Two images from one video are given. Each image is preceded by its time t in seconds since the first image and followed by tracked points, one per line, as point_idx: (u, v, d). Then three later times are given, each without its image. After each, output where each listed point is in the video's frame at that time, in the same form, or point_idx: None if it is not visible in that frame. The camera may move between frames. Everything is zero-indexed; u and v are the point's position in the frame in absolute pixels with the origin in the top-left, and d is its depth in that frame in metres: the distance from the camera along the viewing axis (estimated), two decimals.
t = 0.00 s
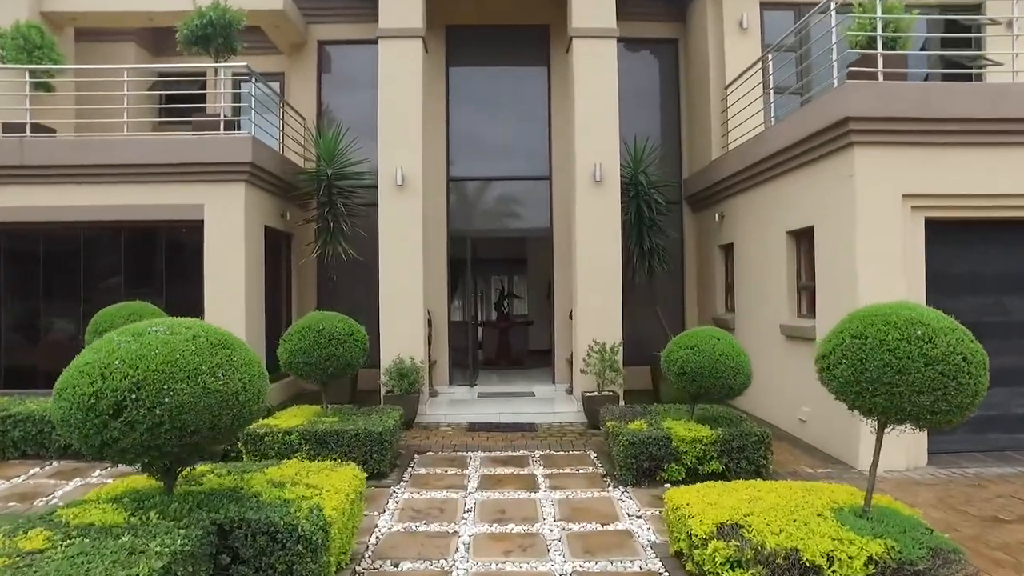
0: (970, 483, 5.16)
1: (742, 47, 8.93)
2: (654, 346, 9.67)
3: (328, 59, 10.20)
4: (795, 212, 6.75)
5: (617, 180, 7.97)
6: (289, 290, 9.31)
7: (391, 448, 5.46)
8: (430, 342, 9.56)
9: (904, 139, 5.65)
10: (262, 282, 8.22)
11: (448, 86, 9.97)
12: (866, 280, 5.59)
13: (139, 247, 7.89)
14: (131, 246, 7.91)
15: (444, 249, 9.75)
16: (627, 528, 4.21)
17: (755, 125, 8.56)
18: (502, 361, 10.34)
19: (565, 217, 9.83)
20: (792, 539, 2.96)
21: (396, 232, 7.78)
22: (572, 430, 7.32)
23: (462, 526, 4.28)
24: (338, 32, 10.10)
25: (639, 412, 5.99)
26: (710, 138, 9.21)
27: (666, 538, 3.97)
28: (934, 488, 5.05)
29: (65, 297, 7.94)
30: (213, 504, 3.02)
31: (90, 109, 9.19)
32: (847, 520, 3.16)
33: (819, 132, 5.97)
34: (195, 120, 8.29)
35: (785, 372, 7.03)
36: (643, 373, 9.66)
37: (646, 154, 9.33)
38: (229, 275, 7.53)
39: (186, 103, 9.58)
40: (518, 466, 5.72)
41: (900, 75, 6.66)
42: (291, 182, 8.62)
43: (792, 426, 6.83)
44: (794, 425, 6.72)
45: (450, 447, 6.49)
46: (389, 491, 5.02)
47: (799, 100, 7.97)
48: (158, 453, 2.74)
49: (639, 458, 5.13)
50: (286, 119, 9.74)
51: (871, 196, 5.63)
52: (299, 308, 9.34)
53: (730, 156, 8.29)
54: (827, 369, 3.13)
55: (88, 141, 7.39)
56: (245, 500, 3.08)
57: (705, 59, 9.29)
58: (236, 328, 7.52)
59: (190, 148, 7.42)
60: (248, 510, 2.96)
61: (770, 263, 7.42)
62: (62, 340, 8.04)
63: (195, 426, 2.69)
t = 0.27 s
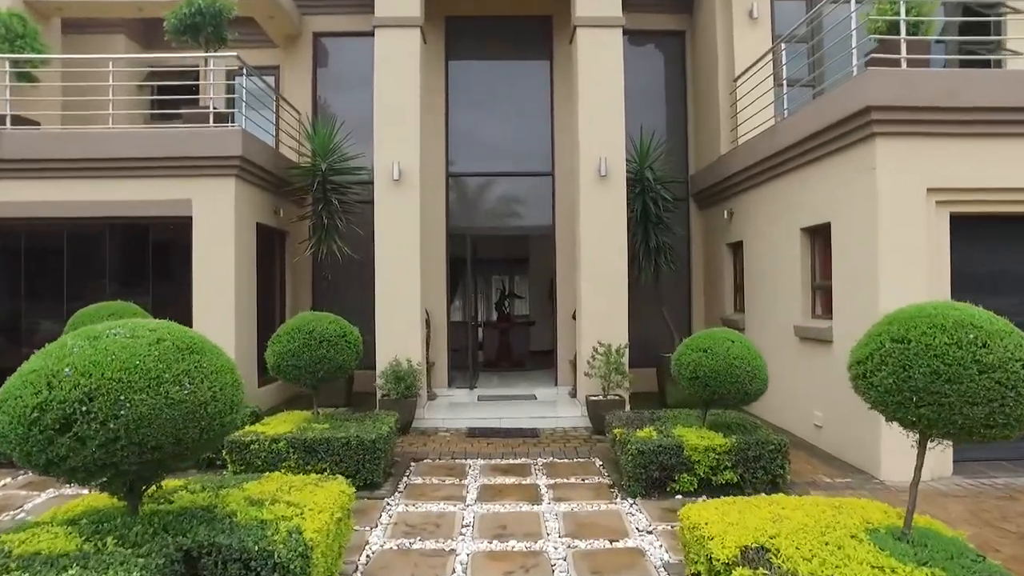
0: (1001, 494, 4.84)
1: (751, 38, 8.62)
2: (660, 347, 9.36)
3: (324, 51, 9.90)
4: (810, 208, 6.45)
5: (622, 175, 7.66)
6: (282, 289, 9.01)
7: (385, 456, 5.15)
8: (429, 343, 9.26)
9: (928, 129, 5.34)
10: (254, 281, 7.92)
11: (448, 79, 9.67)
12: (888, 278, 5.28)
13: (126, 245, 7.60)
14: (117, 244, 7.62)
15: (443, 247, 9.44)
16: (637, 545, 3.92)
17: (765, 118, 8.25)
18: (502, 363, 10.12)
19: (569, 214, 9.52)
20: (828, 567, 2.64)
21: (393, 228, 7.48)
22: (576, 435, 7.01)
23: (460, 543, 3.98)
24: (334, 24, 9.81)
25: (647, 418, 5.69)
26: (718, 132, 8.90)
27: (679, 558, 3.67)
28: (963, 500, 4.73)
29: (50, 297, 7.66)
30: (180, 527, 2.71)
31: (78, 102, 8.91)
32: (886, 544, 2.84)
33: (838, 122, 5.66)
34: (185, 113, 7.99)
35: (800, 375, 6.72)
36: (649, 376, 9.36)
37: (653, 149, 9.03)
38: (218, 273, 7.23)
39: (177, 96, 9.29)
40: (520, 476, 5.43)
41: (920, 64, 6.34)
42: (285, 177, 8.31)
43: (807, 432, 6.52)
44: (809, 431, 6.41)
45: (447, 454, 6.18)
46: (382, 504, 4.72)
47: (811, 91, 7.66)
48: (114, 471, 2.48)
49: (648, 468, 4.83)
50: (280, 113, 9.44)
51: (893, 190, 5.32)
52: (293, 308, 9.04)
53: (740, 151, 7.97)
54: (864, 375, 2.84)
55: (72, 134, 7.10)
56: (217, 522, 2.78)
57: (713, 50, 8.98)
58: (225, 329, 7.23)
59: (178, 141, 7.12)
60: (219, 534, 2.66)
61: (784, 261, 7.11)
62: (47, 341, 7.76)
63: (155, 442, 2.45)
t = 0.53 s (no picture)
0: None
1: (761, 27, 8.30)
2: (666, 349, 9.05)
3: (318, 43, 9.58)
4: (826, 202, 6.12)
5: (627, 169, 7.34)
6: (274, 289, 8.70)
7: (378, 466, 4.84)
8: (426, 344, 8.94)
9: (956, 116, 5.01)
10: (244, 280, 7.60)
11: (446, 71, 9.35)
12: (914, 277, 4.95)
13: (110, 243, 7.29)
14: (101, 242, 7.31)
15: (442, 245, 9.13)
16: (649, 566, 3.62)
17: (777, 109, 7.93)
18: (503, 365, 10.37)
19: (572, 210, 9.20)
20: None
21: (388, 225, 7.16)
22: (580, 442, 6.70)
23: (456, 564, 3.66)
24: (328, 14, 9.49)
25: (655, 425, 5.36)
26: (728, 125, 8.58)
27: None
28: (997, 514, 4.40)
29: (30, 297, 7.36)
30: (135, 557, 2.41)
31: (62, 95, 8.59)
32: None
33: (858, 110, 5.32)
34: (172, 105, 7.67)
35: (814, 379, 6.41)
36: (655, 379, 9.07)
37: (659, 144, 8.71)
38: (207, 272, 6.94)
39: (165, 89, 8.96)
40: (521, 487, 5.13)
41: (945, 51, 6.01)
42: (276, 172, 8.00)
43: (823, 438, 6.21)
44: (826, 438, 6.08)
45: (444, 463, 5.87)
46: (375, 519, 4.41)
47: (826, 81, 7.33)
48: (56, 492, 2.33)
49: (659, 480, 4.50)
50: (273, 107, 9.13)
51: (919, 183, 4.99)
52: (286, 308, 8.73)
53: (750, 144, 7.65)
54: (910, 384, 2.76)
55: (51, 125, 6.78)
56: (178, 551, 2.47)
57: (722, 40, 8.64)
58: (214, 330, 6.92)
59: (162, 134, 6.81)
60: (177, 565, 2.37)
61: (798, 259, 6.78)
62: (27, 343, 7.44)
63: (98, 459, 2.32)
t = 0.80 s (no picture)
0: None
1: (772, 17, 7.99)
2: (673, 351, 8.74)
3: (313, 35, 9.28)
4: (845, 198, 5.80)
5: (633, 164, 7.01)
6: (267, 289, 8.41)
7: (370, 478, 4.53)
8: (424, 346, 8.63)
9: (987, 104, 4.69)
10: (234, 280, 7.30)
11: (446, 63, 9.04)
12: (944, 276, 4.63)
13: (93, 242, 6.99)
14: (83, 240, 7.00)
15: (441, 244, 8.82)
16: None
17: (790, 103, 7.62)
18: (504, 366, 10.01)
19: (576, 207, 8.88)
20: None
21: (383, 221, 6.85)
22: (585, 450, 6.38)
23: None
24: (324, 5, 9.19)
25: (667, 435, 5.05)
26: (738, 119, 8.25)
27: None
28: None
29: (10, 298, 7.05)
30: None
31: (46, 88, 8.29)
32: None
33: (882, 99, 5.00)
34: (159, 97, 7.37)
35: (831, 384, 6.09)
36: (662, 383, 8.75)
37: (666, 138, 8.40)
38: (194, 272, 6.63)
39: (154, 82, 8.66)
40: (523, 501, 4.82)
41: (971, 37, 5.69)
42: (268, 168, 7.69)
43: (841, 447, 5.89)
44: (845, 446, 5.76)
45: (442, 473, 5.55)
46: (365, 537, 4.08)
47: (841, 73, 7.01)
48: None
49: (672, 495, 4.18)
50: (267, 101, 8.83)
51: (948, 175, 4.66)
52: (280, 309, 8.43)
53: (763, 138, 7.33)
54: (969, 398, 2.63)
55: (30, 118, 6.48)
56: None
57: (732, 31, 8.33)
58: (201, 332, 6.61)
59: (147, 127, 6.50)
60: None
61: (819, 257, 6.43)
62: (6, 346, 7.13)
63: (25, 488, 2.14)
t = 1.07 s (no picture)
0: None
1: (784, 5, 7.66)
2: (681, 354, 8.42)
3: (307, 26, 8.97)
4: (866, 192, 5.48)
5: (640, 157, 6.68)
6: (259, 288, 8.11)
7: (359, 492, 4.21)
8: (422, 349, 8.30)
9: None
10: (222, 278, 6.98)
11: (445, 55, 8.72)
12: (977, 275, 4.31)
13: (74, 239, 6.66)
14: (63, 238, 6.67)
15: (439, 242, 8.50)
16: None
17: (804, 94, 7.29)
18: (504, 369, 9.65)
19: (580, 204, 8.55)
20: None
21: (378, 217, 6.54)
22: (589, 459, 6.06)
23: None
24: None
25: (678, 444, 4.73)
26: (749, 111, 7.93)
27: None
28: None
29: None
30: None
31: (28, 80, 7.97)
32: None
33: (908, 85, 4.67)
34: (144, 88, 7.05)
35: (849, 389, 5.77)
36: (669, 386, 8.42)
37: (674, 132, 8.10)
38: (179, 271, 6.32)
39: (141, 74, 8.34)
40: (524, 516, 4.50)
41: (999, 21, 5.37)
42: (258, 162, 7.37)
43: (861, 456, 5.56)
44: (865, 455, 5.43)
45: (438, 484, 5.24)
46: (353, 558, 3.77)
47: (858, 62, 6.69)
48: None
49: (684, 512, 3.86)
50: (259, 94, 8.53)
51: (982, 166, 4.34)
52: (272, 310, 8.12)
53: (777, 130, 7.02)
54: None
55: (6, 109, 6.16)
56: None
57: (743, 20, 8.00)
58: (186, 335, 6.30)
59: (130, 117, 6.19)
60: None
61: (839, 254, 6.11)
62: None
63: None
